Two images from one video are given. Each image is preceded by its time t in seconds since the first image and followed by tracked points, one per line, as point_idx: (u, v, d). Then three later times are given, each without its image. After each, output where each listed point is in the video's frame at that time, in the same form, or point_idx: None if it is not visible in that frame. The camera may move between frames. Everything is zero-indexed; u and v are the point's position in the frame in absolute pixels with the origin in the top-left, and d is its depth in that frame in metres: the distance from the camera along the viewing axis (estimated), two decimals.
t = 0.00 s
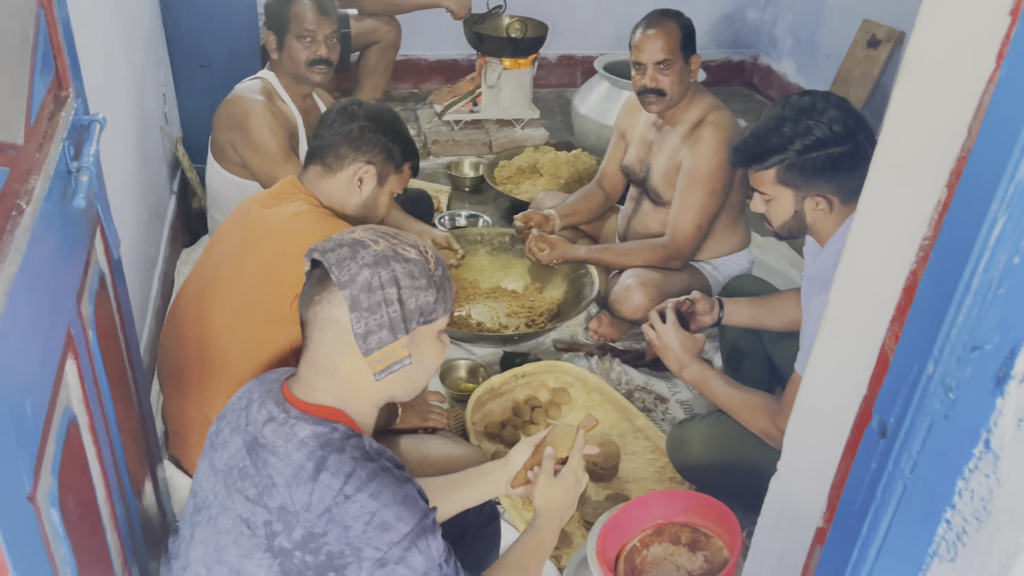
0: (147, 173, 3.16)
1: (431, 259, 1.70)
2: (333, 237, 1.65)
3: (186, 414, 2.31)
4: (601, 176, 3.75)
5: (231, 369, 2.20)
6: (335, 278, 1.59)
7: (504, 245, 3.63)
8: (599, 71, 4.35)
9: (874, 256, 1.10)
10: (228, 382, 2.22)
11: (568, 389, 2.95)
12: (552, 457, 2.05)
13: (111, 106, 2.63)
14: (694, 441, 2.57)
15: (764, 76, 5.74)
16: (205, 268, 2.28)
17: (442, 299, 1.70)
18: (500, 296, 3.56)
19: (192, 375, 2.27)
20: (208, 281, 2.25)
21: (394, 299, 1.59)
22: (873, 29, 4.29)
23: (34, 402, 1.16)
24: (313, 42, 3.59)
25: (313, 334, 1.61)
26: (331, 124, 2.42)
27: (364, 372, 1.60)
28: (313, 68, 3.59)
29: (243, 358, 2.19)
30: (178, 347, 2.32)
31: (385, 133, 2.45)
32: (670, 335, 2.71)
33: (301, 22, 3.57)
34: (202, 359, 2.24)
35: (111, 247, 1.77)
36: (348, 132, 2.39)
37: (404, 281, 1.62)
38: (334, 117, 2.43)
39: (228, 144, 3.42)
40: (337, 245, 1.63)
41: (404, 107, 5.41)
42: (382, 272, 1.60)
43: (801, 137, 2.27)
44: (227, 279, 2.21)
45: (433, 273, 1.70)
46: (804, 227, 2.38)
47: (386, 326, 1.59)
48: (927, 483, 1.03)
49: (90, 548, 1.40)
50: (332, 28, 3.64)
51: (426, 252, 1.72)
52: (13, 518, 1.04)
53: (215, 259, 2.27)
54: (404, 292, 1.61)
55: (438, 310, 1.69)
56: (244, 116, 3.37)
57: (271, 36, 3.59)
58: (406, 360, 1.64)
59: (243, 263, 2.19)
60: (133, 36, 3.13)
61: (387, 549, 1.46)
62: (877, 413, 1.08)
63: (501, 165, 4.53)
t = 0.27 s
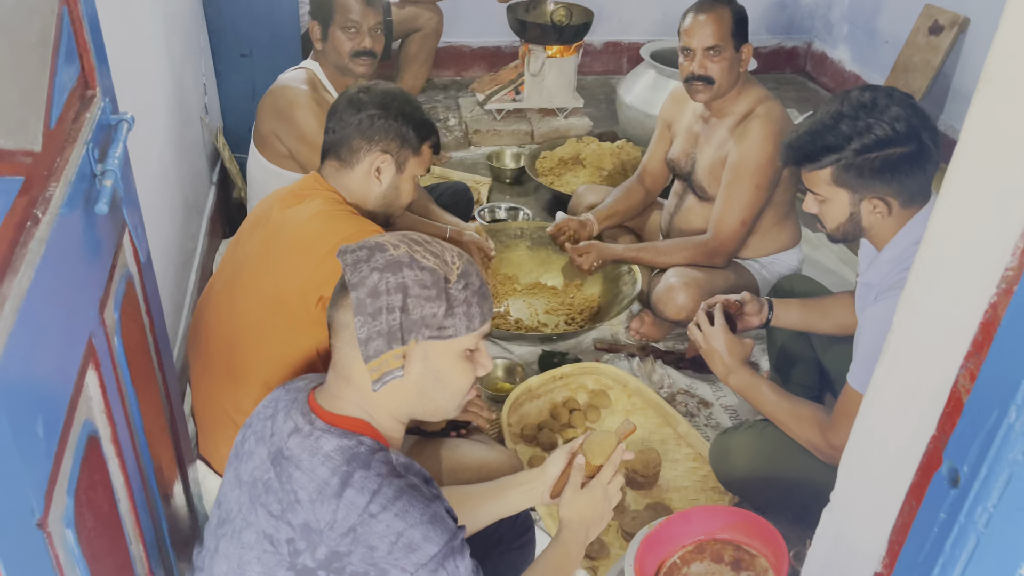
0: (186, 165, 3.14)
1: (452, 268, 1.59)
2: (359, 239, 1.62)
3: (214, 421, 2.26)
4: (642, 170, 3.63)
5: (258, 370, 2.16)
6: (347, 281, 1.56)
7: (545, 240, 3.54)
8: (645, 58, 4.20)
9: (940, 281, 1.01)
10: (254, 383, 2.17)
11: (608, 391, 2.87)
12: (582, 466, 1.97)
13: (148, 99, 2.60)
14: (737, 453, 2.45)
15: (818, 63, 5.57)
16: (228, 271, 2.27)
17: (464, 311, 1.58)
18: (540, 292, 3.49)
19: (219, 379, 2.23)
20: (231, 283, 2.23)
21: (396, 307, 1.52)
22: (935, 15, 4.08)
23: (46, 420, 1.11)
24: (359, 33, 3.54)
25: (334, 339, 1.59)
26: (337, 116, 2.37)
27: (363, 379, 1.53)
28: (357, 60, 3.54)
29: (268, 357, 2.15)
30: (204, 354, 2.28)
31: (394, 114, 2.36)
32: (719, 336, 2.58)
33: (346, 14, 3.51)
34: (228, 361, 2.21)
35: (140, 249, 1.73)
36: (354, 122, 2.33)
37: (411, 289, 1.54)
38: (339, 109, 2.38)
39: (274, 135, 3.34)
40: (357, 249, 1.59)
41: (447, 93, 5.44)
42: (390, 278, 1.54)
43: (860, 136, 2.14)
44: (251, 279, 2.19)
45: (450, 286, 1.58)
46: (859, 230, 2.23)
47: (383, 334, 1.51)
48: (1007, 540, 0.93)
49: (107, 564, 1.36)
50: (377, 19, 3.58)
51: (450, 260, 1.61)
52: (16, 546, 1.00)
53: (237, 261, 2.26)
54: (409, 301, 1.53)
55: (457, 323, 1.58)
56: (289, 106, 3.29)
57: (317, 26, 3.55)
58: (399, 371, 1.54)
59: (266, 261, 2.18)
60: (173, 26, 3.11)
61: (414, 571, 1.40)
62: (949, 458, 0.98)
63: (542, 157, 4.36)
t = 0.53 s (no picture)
0: (193, 140, 3.05)
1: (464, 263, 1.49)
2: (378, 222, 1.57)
3: (239, 406, 2.20)
4: (664, 134, 3.52)
5: (284, 351, 2.10)
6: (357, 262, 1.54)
7: (563, 210, 3.44)
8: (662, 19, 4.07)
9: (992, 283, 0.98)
10: (284, 366, 2.11)
11: (631, 365, 2.80)
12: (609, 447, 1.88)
13: (152, 73, 2.51)
14: (767, 428, 2.39)
15: (842, 16, 5.40)
16: (258, 250, 2.20)
17: (473, 310, 1.47)
18: (559, 263, 3.42)
19: (246, 362, 2.16)
20: (262, 262, 2.17)
21: (393, 296, 1.47)
22: None
23: (44, 429, 1.06)
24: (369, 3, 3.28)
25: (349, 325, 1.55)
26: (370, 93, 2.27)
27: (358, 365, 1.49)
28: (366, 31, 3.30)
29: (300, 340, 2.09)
30: (230, 335, 2.22)
31: (429, 91, 2.26)
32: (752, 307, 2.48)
33: None
34: (257, 343, 2.14)
35: (145, 236, 1.67)
36: (387, 99, 2.24)
37: (411, 278, 1.47)
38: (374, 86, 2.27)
39: (281, 109, 3.27)
40: (374, 231, 1.55)
41: (459, 57, 5.29)
42: (396, 265, 1.48)
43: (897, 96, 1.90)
44: (282, 259, 2.13)
45: (454, 279, 1.48)
46: (895, 194, 2.05)
47: (377, 323, 1.47)
48: None
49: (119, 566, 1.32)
50: None
51: (461, 249, 1.51)
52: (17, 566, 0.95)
53: (268, 239, 2.20)
54: (410, 290, 1.47)
55: (464, 322, 1.47)
56: (297, 78, 3.19)
57: None
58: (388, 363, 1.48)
59: (298, 240, 2.11)
60: None
61: (434, 571, 1.36)
62: (1013, 464, 0.95)
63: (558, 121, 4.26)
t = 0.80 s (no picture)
0: (182, 98, 2.95)
1: (503, 226, 1.52)
2: (391, 194, 1.49)
3: (247, 368, 2.15)
4: (669, 77, 3.35)
5: (292, 310, 2.04)
6: (389, 245, 1.44)
7: (564, 160, 3.36)
8: None
9: None
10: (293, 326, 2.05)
11: (639, 319, 2.74)
12: (620, 407, 1.84)
13: (135, 28, 2.41)
14: (781, 381, 2.40)
15: None
16: (257, 207, 2.14)
17: (514, 272, 1.54)
18: (563, 216, 3.41)
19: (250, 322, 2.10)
20: (260, 218, 2.11)
21: (454, 274, 1.45)
22: None
23: (39, 411, 1.01)
24: None
25: (366, 303, 1.49)
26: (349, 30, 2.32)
27: (418, 351, 1.48)
28: None
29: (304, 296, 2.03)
30: (232, 296, 2.16)
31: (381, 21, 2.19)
32: (769, 256, 2.49)
33: None
34: (259, 302, 2.08)
35: (136, 202, 1.60)
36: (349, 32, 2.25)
37: (467, 253, 1.46)
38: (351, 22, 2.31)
39: (267, 70, 3.17)
40: (395, 205, 1.47)
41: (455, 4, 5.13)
42: (443, 242, 1.44)
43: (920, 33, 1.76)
44: (281, 213, 2.07)
45: (503, 244, 1.52)
46: (900, 134, 1.94)
47: (443, 305, 1.45)
48: None
49: (126, 543, 1.29)
50: None
51: (498, 214, 1.54)
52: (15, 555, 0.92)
53: (266, 194, 2.14)
54: (466, 266, 1.46)
55: (510, 283, 1.53)
56: (279, 36, 3.06)
57: None
58: (462, 345, 1.51)
59: (296, 193, 2.05)
60: None
61: (450, 544, 1.34)
62: None
63: (557, 68, 4.09)
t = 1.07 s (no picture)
0: (168, 56, 2.88)
1: (502, 179, 1.50)
2: (382, 152, 1.45)
3: (227, 338, 2.13)
4: (666, 30, 3.35)
5: (261, 281, 2.01)
6: (388, 203, 1.40)
7: (561, 115, 3.30)
8: None
9: None
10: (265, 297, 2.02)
11: (638, 277, 2.71)
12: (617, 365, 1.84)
13: None
14: (781, 339, 2.35)
15: None
16: (222, 176, 2.09)
17: (513, 224, 1.53)
18: (559, 173, 3.28)
19: (222, 293, 2.07)
20: (224, 188, 2.06)
21: (457, 231, 1.42)
22: None
23: (20, 380, 0.98)
24: None
25: (363, 265, 1.45)
26: None
27: (423, 311, 1.46)
28: None
29: (272, 265, 2.00)
30: (205, 267, 2.12)
31: None
32: (769, 209, 2.36)
33: None
34: (228, 273, 2.05)
35: (119, 165, 1.55)
36: None
37: (469, 207, 1.44)
38: None
39: (244, 34, 3.07)
40: (390, 163, 1.43)
41: None
42: (444, 198, 1.41)
43: None
44: (242, 182, 2.01)
45: (502, 196, 1.50)
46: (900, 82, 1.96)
47: (449, 263, 1.43)
48: None
49: (116, 514, 1.26)
50: None
51: (494, 165, 1.52)
52: None
53: (230, 163, 2.08)
54: (469, 221, 1.44)
55: (508, 236, 1.52)
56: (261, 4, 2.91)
57: None
58: (472, 301, 1.49)
59: (256, 162, 1.99)
60: None
61: (451, 508, 1.30)
62: None
63: (551, 22, 4.05)
